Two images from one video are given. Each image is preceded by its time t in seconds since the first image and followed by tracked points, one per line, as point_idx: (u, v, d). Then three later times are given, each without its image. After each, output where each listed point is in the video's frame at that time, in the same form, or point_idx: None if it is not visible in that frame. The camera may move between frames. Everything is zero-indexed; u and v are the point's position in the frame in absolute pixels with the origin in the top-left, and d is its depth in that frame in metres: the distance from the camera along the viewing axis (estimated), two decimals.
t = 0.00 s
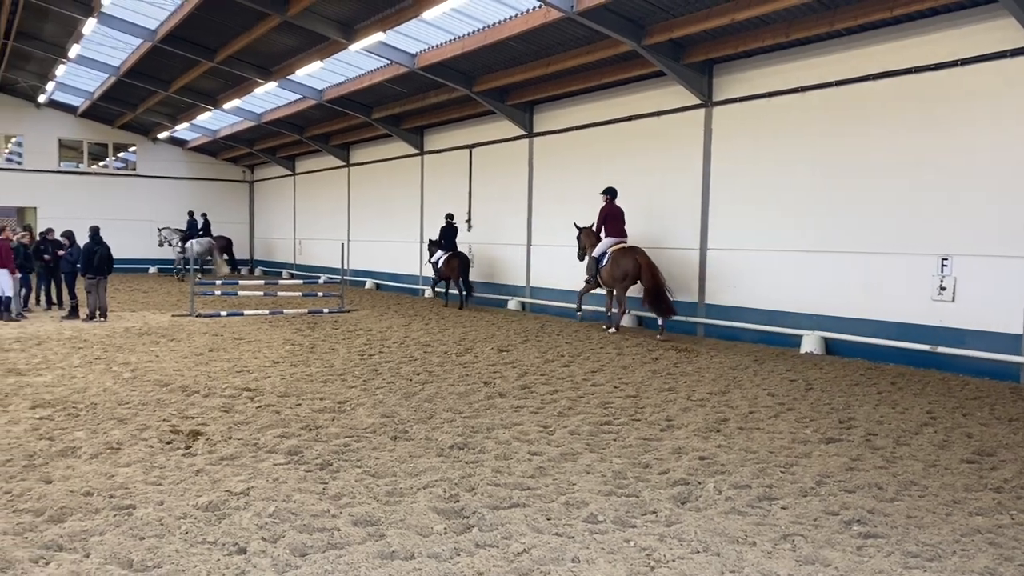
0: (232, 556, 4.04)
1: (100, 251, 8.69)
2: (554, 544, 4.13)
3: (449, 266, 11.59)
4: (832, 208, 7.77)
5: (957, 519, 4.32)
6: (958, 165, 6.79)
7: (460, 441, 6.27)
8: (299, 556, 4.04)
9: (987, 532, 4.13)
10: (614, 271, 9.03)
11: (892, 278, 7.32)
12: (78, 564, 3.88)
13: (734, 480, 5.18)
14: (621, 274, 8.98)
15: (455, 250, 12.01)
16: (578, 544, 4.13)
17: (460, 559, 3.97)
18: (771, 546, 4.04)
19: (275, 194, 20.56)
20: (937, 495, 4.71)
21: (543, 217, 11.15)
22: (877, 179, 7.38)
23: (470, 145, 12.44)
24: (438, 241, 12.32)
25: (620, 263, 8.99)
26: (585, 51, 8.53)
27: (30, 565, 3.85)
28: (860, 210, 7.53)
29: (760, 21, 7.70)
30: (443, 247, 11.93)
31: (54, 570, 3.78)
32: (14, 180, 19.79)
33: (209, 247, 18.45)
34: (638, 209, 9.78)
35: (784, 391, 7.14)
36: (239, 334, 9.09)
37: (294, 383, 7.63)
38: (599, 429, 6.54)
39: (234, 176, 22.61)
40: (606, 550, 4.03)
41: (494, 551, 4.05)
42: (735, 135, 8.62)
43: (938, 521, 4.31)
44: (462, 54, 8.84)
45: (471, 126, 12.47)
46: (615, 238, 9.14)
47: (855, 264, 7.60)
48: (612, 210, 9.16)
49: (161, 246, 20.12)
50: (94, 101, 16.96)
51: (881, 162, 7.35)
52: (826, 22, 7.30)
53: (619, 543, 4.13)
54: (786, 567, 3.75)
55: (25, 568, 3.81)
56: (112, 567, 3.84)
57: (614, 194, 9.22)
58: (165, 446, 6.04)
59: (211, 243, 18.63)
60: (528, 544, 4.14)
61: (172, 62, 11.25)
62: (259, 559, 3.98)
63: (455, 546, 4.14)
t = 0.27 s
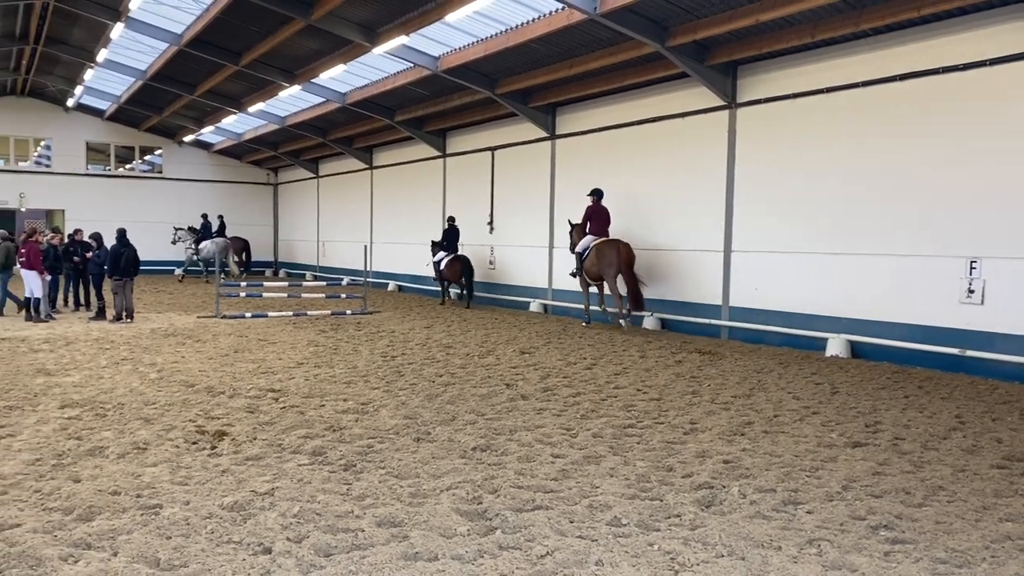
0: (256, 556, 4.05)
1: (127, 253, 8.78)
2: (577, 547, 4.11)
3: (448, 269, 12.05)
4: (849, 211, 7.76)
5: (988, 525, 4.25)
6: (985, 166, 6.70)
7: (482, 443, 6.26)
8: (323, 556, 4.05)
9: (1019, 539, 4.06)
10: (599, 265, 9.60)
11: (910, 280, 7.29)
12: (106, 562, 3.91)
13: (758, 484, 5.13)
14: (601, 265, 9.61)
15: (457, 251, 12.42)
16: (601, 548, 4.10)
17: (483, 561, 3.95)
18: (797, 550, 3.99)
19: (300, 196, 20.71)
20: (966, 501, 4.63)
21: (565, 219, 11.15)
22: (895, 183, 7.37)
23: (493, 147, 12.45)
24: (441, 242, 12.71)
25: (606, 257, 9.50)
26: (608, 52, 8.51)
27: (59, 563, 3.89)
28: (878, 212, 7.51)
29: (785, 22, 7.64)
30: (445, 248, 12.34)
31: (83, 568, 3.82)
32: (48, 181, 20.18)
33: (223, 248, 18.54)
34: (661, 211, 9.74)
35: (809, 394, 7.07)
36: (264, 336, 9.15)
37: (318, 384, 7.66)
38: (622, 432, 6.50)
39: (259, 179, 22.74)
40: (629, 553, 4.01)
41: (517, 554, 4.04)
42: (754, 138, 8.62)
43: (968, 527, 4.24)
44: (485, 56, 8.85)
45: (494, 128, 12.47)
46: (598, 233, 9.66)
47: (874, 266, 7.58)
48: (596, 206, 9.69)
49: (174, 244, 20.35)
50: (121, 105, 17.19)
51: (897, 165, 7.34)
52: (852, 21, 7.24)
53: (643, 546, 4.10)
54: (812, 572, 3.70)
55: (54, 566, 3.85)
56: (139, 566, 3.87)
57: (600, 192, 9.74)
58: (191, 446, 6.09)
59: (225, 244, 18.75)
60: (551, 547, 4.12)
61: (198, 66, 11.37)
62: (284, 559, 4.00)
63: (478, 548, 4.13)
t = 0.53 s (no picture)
0: (280, 556, 4.08)
1: (153, 256, 8.86)
2: (600, 549, 4.10)
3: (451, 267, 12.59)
4: (871, 217, 7.71)
5: (1016, 531, 4.19)
6: (1013, 168, 6.61)
7: (504, 445, 6.27)
8: (347, 556, 4.07)
9: None
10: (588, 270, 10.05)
11: (932, 286, 7.23)
12: (133, 561, 3.96)
13: (782, 488, 5.09)
14: (590, 269, 9.99)
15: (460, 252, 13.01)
16: (624, 550, 4.09)
17: (505, 563, 3.96)
18: (821, 554, 3.96)
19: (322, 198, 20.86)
20: (994, 507, 4.57)
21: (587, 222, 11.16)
22: (916, 188, 7.32)
23: (514, 149, 12.49)
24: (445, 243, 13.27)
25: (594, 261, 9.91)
26: (630, 54, 8.51)
27: (88, 561, 3.95)
28: (900, 217, 7.46)
29: (809, 23, 7.61)
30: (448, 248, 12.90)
31: (111, 566, 3.87)
32: (75, 184, 20.49)
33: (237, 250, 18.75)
34: (683, 213, 9.72)
35: (833, 397, 7.01)
36: (287, 337, 9.22)
37: (341, 385, 7.71)
38: (645, 435, 6.48)
39: (282, 182, 22.93)
40: (652, 556, 3.99)
41: (539, 556, 4.04)
42: (776, 143, 8.59)
43: (996, 533, 4.19)
44: (506, 59, 8.88)
45: (516, 130, 12.51)
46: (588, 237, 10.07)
47: (895, 270, 7.52)
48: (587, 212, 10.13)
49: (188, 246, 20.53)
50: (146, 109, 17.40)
51: (921, 173, 7.29)
52: (876, 22, 7.19)
53: (666, 549, 4.08)
54: None
55: (83, 563, 3.91)
56: (166, 564, 3.92)
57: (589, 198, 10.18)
58: (216, 446, 6.14)
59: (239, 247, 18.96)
60: (574, 549, 4.11)
61: (222, 70, 11.50)
62: (309, 559, 4.02)
63: (501, 549, 4.14)
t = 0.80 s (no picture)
0: (303, 556, 4.10)
1: (177, 258, 8.94)
2: (621, 552, 4.09)
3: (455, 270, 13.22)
4: (888, 219, 7.70)
5: None
6: None
7: (525, 447, 6.27)
8: (369, 557, 4.09)
9: None
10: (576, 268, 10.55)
11: (953, 290, 7.17)
12: (159, 560, 3.99)
13: (805, 491, 5.05)
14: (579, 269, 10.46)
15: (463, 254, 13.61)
16: (646, 553, 4.08)
17: (527, 565, 3.96)
18: (846, 559, 3.92)
19: (344, 201, 21.03)
20: (1021, 512, 4.52)
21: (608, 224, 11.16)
22: (935, 191, 7.28)
23: (534, 152, 12.53)
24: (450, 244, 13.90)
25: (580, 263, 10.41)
26: (651, 56, 8.51)
27: (114, 560, 3.98)
28: (918, 218, 7.43)
29: (831, 23, 7.57)
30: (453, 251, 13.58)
31: (137, 565, 3.91)
32: (98, 188, 20.70)
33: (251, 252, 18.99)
34: (704, 214, 9.69)
35: (857, 400, 6.95)
36: (309, 339, 9.28)
37: (363, 387, 7.75)
38: (666, 437, 6.46)
39: (303, 184, 23.14)
40: (674, 559, 3.98)
41: (561, 558, 4.03)
42: (795, 146, 8.57)
43: None
44: (527, 61, 8.91)
45: (536, 132, 12.54)
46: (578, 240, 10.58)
47: (914, 273, 7.48)
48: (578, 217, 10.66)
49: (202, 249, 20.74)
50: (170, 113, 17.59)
51: (941, 177, 7.25)
52: (900, 22, 7.14)
53: (688, 552, 4.07)
54: None
55: (110, 562, 3.94)
56: (191, 563, 3.95)
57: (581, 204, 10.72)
58: (240, 447, 6.19)
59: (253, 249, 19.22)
60: (596, 551, 4.10)
61: (245, 74, 11.62)
62: (332, 559, 4.04)
63: (523, 551, 4.13)
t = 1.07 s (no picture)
0: (323, 557, 4.12)
1: (197, 261, 9.04)
2: (641, 555, 4.08)
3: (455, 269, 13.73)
4: (909, 220, 7.65)
5: None
6: None
7: (544, 449, 6.26)
8: (389, 558, 4.10)
9: None
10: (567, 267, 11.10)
11: (978, 292, 7.10)
12: (182, 560, 4.03)
13: (826, 495, 5.01)
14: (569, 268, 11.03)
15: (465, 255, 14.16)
16: (665, 556, 4.06)
17: (547, 567, 3.95)
18: (868, 563, 3.89)
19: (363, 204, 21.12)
20: None
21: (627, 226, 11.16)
22: (960, 192, 7.21)
23: (553, 154, 12.56)
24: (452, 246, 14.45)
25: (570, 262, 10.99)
26: (670, 57, 8.50)
27: (138, 559, 4.02)
28: (940, 220, 7.38)
29: (853, 24, 7.52)
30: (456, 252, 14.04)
31: (160, 565, 3.94)
32: (119, 191, 20.89)
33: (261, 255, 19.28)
34: (723, 216, 9.66)
35: (879, 403, 6.89)
36: (329, 341, 9.33)
37: (382, 389, 7.77)
38: (686, 440, 6.43)
39: (323, 187, 23.23)
40: (694, 562, 3.96)
41: (580, 560, 4.02)
42: (818, 147, 8.51)
43: None
44: (546, 64, 8.92)
45: (555, 134, 12.55)
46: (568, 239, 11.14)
47: (939, 275, 7.40)
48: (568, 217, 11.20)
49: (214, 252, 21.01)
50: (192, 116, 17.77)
51: (967, 179, 7.17)
52: (923, 22, 7.08)
53: (708, 556, 4.05)
54: None
55: (133, 562, 3.99)
56: (213, 563, 3.98)
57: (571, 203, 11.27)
58: (261, 448, 6.24)
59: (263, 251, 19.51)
60: (615, 554, 4.10)
61: (266, 78, 11.73)
62: (352, 560, 4.06)
63: (542, 553, 4.13)
